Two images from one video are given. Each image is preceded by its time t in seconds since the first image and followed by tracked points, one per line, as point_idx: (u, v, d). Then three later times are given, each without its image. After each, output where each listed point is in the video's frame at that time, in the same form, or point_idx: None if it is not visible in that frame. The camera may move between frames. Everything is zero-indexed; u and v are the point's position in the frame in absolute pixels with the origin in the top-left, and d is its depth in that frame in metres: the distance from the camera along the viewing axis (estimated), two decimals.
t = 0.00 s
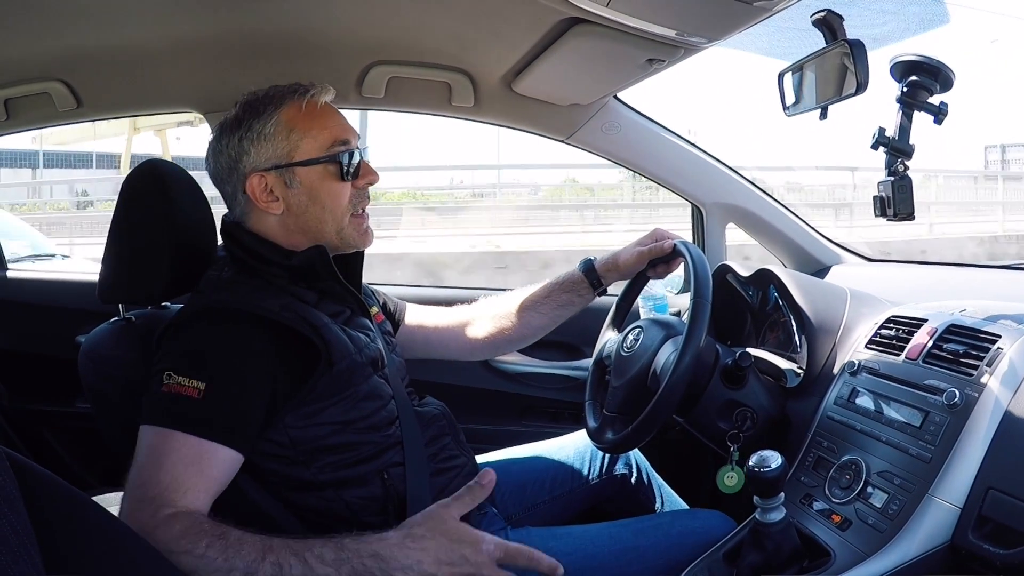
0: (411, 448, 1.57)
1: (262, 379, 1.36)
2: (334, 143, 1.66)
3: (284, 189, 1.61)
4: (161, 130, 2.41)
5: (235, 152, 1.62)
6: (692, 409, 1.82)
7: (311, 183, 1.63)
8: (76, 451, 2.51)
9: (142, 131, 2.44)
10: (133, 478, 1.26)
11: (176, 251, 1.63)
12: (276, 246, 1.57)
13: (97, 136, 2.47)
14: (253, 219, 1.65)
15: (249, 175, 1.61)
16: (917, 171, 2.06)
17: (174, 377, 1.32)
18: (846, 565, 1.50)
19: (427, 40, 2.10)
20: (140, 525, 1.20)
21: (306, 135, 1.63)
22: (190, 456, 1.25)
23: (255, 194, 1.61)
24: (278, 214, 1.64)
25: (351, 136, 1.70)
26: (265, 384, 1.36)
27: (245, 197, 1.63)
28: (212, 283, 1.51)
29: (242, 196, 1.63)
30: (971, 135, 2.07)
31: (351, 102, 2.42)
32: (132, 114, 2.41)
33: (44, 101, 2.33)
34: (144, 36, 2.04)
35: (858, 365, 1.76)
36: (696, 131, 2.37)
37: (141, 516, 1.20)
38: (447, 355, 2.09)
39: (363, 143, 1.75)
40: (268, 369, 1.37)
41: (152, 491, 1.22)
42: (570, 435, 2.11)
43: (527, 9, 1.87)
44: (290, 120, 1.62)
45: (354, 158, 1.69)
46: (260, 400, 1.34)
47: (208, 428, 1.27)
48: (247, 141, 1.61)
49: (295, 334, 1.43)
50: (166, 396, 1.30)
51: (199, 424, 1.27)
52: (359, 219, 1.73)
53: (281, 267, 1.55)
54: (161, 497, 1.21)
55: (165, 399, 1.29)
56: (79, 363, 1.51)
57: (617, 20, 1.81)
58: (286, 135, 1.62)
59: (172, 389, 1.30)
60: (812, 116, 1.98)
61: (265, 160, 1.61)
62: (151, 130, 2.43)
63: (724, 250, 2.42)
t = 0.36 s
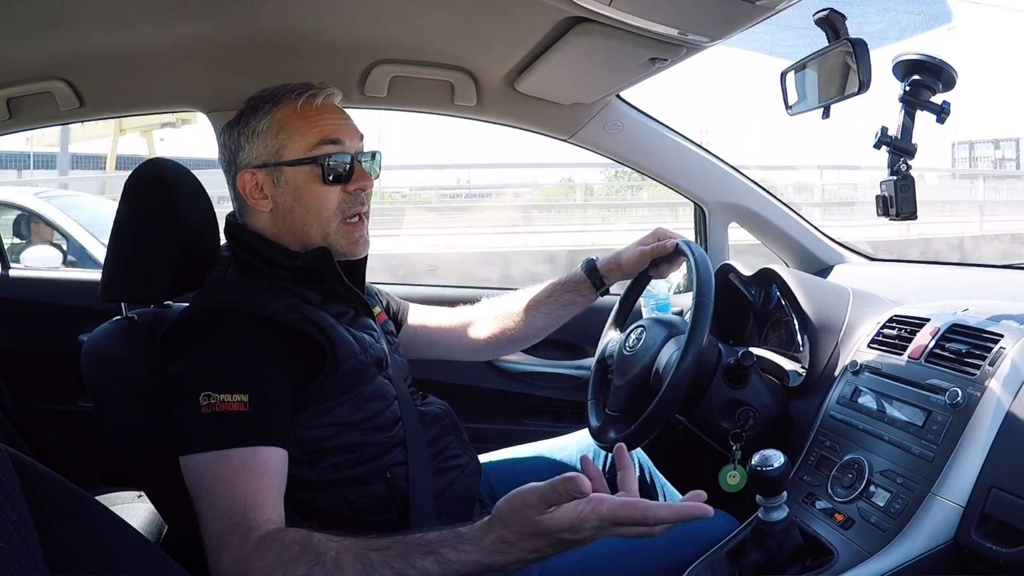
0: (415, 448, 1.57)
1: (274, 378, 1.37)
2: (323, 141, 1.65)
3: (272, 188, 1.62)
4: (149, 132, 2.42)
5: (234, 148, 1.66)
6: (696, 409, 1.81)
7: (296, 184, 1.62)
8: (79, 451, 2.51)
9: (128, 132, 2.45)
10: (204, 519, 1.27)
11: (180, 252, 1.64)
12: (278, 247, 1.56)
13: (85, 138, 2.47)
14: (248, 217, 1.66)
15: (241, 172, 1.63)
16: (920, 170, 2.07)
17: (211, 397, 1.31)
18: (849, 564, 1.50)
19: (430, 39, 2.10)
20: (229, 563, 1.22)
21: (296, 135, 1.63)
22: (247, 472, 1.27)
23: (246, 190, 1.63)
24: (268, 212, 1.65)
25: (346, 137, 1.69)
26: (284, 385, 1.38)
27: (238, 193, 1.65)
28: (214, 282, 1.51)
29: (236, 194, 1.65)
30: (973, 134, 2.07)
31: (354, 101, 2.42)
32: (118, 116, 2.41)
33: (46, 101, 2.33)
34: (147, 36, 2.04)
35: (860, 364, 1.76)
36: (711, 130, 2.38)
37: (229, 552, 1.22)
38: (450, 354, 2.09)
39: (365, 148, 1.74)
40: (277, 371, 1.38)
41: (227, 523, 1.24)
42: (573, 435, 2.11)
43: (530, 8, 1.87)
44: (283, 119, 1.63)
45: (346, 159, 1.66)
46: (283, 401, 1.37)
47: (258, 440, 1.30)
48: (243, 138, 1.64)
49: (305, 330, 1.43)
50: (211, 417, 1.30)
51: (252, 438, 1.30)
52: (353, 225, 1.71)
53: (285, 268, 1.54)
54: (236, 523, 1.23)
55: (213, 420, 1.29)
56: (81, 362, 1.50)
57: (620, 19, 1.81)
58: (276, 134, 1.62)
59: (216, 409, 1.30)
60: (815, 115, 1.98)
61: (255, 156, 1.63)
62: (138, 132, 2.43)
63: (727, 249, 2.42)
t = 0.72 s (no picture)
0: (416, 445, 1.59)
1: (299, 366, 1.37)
2: (336, 141, 1.65)
3: (283, 183, 1.62)
4: (133, 134, 2.41)
5: (243, 144, 1.65)
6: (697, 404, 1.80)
7: (307, 180, 1.62)
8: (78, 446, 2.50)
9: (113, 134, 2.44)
10: (303, 516, 1.26)
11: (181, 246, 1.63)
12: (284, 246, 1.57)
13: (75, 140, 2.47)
14: (255, 213, 1.66)
15: (251, 167, 1.62)
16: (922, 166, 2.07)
17: (262, 394, 1.31)
18: (850, 559, 1.50)
19: (432, 36, 2.10)
20: (354, 539, 1.21)
21: (308, 131, 1.63)
22: (318, 450, 1.27)
23: (255, 185, 1.62)
24: (277, 208, 1.64)
25: (358, 136, 1.69)
26: (312, 368, 1.39)
27: (247, 188, 1.64)
28: (219, 283, 1.51)
29: (245, 189, 1.65)
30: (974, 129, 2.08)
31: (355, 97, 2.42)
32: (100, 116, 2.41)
33: (48, 96, 2.33)
34: (148, 33, 2.04)
35: (862, 360, 1.76)
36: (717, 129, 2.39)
37: (349, 526, 1.22)
38: (452, 349, 2.09)
39: (374, 146, 1.74)
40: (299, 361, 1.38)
41: (331, 503, 1.23)
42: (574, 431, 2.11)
43: (532, 5, 1.87)
44: (295, 115, 1.62)
45: (360, 157, 1.67)
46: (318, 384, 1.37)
47: (318, 420, 1.30)
48: (254, 133, 1.63)
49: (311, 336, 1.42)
50: (271, 411, 1.30)
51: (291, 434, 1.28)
52: (362, 219, 1.71)
53: (291, 267, 1.55)
54: (339, 494, 1.24)
55: (272, 415, 1.29)
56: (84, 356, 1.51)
57: (622, 16, 1.81)
58: (289, 129, 1.62)
59: (272, 404, 1.30)
60: (817, 111, 1.98)
61: (266, 151, 1.62)
62: (123, 135, 2.42)
63: (729, 245, 2.43)
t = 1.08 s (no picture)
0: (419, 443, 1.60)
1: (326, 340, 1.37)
2: (340, 137, 1.65)
3: (288, 180, 1.62)
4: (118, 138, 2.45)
5: (245, 143, 1.64)
6: (698, 403, 1.80)
7: (313, 176, 1.62)
8: (80, 445, 2.51)
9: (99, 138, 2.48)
10: (425, 421, 1.35)
11: (186, 244, 1.63)
12: (290, 243, 1.57)
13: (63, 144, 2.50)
14: (259, 211, 1.65)
15: (255, 166, 1.62)
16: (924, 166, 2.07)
17: (326, 354, 1.35)
18: (851, 559, 1.50)
19: (434, 35, 2.10)
20: (491, 418, 1.36)
21: (312, 128, 1.63)
22: (405, 366, 1.37)
23: (258, 184, 1.62)
24: (282, 206, 1.64)
25: (360, 133, 1.69)
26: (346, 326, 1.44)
27: (251, 187, 1.63)
28: (226, 282, 1.52)
29: (250, 189, 1.64)
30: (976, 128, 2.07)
31: (356, 97, 2.42)
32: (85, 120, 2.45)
33: (49, 96, 2.33)
34: (150, 32, 2.04)
35: (864, 359, 1.76)
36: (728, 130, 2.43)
37: (481, 408, 1.36)
38: (454, 345, 2.09)
39: (375, 142, 1.73)
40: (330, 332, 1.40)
41: (451, 397, 1.36)
42: (576, 431, 2.11)
43: (534, 5, 1.87)
44: (296, 112, 1.62)
45: (363, 152, 1.67)
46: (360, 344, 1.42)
47: (381, 359, 1.37)
48: (256, 132, 1.63)
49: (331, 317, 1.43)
50: (340, 367, 1.34)
51: (330, 411, 1.33)
52: (368, 214, 1.72)
53: (298, 264, 1.54)
54: (454, 386, 1.37)
55: (344, 367, 1.34)
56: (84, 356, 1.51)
57: (624, 16, 1.81)
58: (292, 126, 1.62)
59: (338, 360, 1.35)
60: (819, 110, 1.98)
61: (269, 150, 1.61)
62: (109, 138, 2.47)
63: (731, 246, 2.43)
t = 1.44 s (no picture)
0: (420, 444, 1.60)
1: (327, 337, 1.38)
2: (339, 136, 1.65)
3: (287, 180, 1.61)
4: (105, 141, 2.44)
5: (242, 143, 1.63)
6: (699, 404, 1.80)
7: (312, 174, 1.62)
8: (82, 445, 2.50)
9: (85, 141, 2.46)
10: (424, 417, 1.36)
11: (192, 237, 1.64)
12: (289, 244, 1.57)
13: (52, 148, 2.48)
14: (258, 211, 1.65)
15: (254, 165, 1.62)
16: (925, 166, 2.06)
17: (326, 354, 1.36)
18: (853, 559, 1.50)
19: (435, 35, 2.10)
20: (491, 417, 1.38)
21: (310, 127, 1.63)
22: (404, 367, 1.38)
23: (258, 184, 1.62)
24: (281, 206, 1.63)
25: (357, 131, 1.69)
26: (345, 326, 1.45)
27: (251, 187, 1.63)
28: (227, 281, 1.52)
29: (248, 188, 1.64)
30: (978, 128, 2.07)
31: (358, 97, 2.42)
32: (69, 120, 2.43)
33: (51, 96, 2.33)
34: (151, 32, 2.04)
35: (865, 359, 1.75)
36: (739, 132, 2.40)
37: (480, 406, 1.37)
38: (455, 344, 2.09)
39: (371, 140, 1.74)
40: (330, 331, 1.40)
41: (452, 395, 1.37)
42: (578, 431, 2.11)
43: (536, 4, 1.87)
44: (294, 111, 1.62)
45: (360, 150, 1.67)
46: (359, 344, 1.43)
47: (382, 360, 1.38)
48: (253, 131, 1.62)
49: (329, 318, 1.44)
50: (340, 368, 1.35)
51: (331, 411, 1.33)
52: (364, 213, 1.72)
53: (297, 265, 1.54)
54: (457, 385, 1.38)
55: (345, 367, 1.35)
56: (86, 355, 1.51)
57: (626, 16, 1.81)
58: (290, 125, 1.61)
59: (339, 361, 1.36)
60: (820, 110, 1.98)
61: (268, 149, 1.61)
62: (95, 141, 2.45)
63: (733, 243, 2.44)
